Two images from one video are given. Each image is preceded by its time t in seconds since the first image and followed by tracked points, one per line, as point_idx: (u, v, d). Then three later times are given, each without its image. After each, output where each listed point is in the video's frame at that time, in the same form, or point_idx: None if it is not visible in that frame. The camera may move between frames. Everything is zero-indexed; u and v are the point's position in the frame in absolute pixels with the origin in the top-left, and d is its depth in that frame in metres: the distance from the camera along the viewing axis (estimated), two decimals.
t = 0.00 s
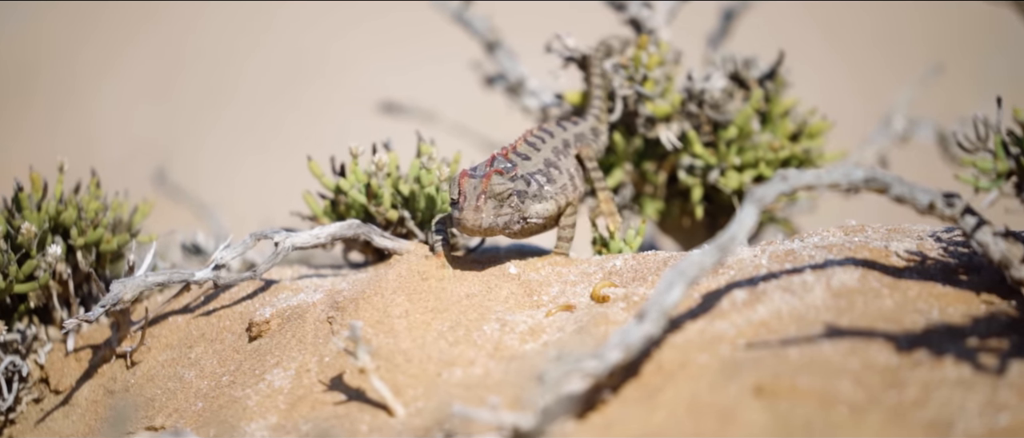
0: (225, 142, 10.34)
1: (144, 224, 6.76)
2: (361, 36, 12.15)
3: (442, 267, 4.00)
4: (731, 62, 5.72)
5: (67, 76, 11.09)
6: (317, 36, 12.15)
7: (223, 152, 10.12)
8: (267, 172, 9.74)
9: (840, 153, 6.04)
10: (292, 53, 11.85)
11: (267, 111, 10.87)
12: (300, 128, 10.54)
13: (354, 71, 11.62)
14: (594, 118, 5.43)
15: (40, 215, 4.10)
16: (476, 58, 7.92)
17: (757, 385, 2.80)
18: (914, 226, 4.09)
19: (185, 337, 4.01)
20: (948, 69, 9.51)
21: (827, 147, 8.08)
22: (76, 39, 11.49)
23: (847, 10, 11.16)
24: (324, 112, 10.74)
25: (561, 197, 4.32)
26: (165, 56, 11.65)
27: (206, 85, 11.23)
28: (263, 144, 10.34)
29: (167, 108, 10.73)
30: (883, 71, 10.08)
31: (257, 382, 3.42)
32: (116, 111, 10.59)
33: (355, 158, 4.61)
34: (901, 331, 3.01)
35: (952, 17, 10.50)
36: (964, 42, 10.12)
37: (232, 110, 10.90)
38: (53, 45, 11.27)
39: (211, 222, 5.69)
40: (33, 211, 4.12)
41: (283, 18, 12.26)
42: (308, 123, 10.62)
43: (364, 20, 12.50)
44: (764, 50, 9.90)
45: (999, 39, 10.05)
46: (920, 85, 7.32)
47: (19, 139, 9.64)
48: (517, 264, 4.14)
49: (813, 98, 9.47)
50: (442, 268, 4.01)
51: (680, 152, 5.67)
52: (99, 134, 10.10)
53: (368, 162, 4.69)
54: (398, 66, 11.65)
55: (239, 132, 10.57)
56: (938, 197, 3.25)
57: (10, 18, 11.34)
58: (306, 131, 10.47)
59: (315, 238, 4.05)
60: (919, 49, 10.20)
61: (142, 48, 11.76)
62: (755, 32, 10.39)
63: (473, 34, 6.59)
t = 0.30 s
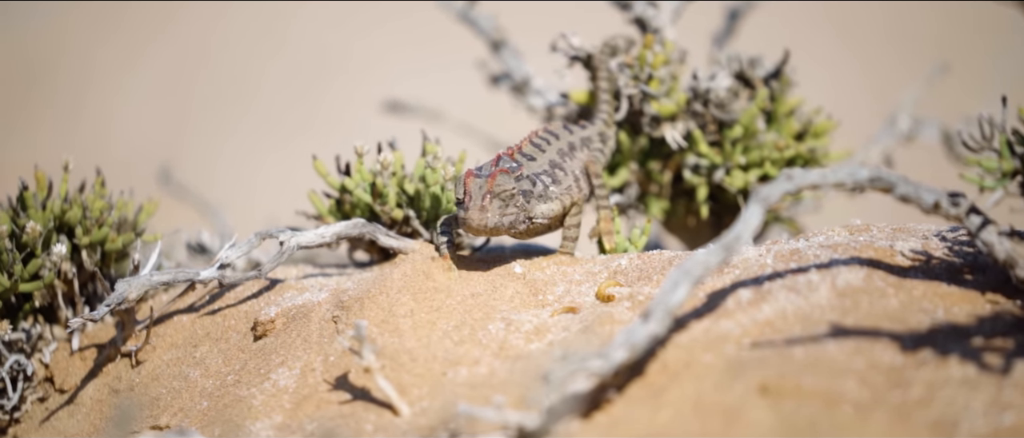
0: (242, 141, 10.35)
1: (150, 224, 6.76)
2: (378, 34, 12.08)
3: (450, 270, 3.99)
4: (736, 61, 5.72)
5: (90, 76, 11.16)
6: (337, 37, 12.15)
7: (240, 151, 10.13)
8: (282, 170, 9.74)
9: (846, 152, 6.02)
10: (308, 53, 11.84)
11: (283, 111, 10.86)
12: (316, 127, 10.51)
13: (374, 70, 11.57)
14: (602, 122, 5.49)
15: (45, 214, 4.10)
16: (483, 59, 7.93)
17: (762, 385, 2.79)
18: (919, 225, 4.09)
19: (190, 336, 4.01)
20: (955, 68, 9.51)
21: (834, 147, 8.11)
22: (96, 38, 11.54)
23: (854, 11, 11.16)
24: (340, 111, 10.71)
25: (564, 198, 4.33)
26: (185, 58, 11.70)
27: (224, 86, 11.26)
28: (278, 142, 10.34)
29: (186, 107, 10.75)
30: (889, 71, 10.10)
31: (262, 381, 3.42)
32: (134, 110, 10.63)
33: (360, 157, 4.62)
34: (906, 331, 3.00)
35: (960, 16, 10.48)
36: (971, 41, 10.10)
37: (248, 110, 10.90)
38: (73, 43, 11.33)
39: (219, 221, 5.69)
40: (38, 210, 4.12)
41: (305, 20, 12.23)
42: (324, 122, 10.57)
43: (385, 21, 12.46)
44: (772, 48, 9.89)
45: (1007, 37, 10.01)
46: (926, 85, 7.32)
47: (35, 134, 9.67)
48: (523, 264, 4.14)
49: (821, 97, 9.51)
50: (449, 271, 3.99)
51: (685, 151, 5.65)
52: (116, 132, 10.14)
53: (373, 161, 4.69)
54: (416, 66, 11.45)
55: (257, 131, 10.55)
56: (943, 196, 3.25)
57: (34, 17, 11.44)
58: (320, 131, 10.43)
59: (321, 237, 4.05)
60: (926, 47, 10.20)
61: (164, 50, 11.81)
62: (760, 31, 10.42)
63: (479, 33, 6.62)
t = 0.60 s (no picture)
0: (240, 141, 10.34)
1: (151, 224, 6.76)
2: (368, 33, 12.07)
3: (451, 271, 3.98)
4: (739, 61, 5.69)
5: (84, 77, 11.14)
6: (330, 36, 12.12)
7: (238, 150, 10.12)
8: (283, 170, 9.75)
9: (847, 152, 6.02)
10: (302, 52, 11.83)
11: (279, 111, 10.86)
12: (315, 127, 10.52)
13: (368, 70, 11.58)
14: (605, 129, 5.47)
15: (47, 214, 4.10)
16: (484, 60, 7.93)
17: (764, 385, 2.79)
18: (922, 225, 4.09)
19: (191, 336, 4.01)
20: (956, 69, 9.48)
21: (836, 148, 8.10)
22: (89, 38, 11.50)
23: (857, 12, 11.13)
24: (336, 112, 10.71)
25: (563, 200, 4.33)
26: (178, 58, 11.68)
27: (218, 86, 11.25)
28: (277, 142, 10.35)
29: (182, 107, 10.74)
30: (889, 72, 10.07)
31: (263, 381, 3.42)
32: (130, 110, 10.61)
33: (361, 157, 4.61)
34: (908, 331, 3.00)
35: (962, 15, 10.43)
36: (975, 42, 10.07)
37: (243, 109, 10.88)
38: (67, 44, 11.31)
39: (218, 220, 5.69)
40: (40, 210, 4.12)
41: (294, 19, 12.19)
42: (321, 123, 10.59)
43: (375, 19, 12.45)
44: (773, 48, 9.88)
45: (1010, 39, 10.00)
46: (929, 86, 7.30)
47: (33, 136, 9.66)
48: (525, 263, 4.14)
49: (822, 98, 9.50)
50: (450, 272, 3.98)
51: (687, 151, 5.65)
52: (113, 132, 10.12)
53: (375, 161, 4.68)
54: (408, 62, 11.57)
55: (255, 131, 10.55)
56: (946, 196, 3.26)
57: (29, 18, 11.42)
58: (318, 131, 10.45)
59: (323, 237, 4.05)
60: (928, 48, 10.18)
61: (159, 49, 11.79)
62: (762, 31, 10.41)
63: (481, 33, 6.59)
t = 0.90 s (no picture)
0: (243, 141, 10.32)
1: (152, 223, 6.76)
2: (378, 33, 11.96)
3: (452, 275, 3.92)
4: (739, 60, 5.67)
5: (92, 76, 11.14)
6: (338, 36, 12.08)
7: (240, 150, 10.11)
8: (283, 170, 9.73)
9: (849, 152, 6.00)
10: (308, 53, 11.80)
11: (284, 111, 10.84)
12: (318, 127, 10.48)
13: (375, 71, 11.52)
14: (597, 134, 5.51)
15: (45, 213, 4.08)
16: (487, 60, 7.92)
17: (764, 385, 2.78)
18: (922, 224, 4.08)
19: (190, 336, 4.00)
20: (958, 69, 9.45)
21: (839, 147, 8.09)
22: (97, 37, 11.50)
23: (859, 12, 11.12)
24: (340, 112, 10.67)
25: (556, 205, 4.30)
26: (186, 57, 11.65)
27: (223, 86, 11.23)
28: (279, 143, 10.34)
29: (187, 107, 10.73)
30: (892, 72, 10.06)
31: (263, 380, 3.42)
32: (135, 109, 10.62)
33: (361, 156, 4.62)
34: (908, 331, 2.99)
35: (965, 15, 10.40)
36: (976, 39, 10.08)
37: (249, 110, 10.86)
38: (74, 43, 11.31)
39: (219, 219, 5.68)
40: (39, 209, 4.11)
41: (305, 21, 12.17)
42: (324, 123, 10.55)
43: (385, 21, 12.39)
44: (776, 48, 9.87)
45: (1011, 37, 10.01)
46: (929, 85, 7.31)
47: (36, 134, 9.67)
48: (524, 264, 4.13)
49: (824, 98, 9.51)
50: (450, 276, 3.92)
51: (687, 151, 5.64)
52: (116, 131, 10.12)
53: (375, 161, 4.68)
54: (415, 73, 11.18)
55: (259, 132, 10.54)
56: (946, 196, 3.28)
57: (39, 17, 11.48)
58: (320, 131, 10.42)
59: (322, 236, 4.04)
60: (930, 47, 10.15)
61: (165, 48, 11.74)
62: (764, 29, 10.40)
63: (481, 32, 6.58)
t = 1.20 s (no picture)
0: (236, 143, 10.27)
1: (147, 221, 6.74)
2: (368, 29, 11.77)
3: (451, 275, 3.90)
4: (739, 59, 5.65)
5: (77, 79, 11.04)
6: (332, 32, 11.92)
7: (233, 152, 10.08)
8: (277, 172, 9.71)
9: (848, 151, 5.97)
10: (299, 51, 11.64)
11: (276, 114, 10.77)
12: (311, 129, 10.42)
13: (368, 70, 11.40)
14: (592, 137, 5.51)
15: (43, 211, 4.08)
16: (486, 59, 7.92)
17: (764, 385, 2.77)
18: (923, 223, 4.07)
19: (188, 335, 4.00)
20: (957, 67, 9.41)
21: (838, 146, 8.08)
22: (82, 36, 11.31)
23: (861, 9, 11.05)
24: (332, 113, 10.59)
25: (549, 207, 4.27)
26: (174, 55, 11.50)
27: (214, 86, 11.11)
28: (273, 144, 10.30)
29: (178, 109, 10.64)
30: (888, 73, 10.08)
31: (261, 380, 3.41)
32: (120, 110, 10.53)
33: (360, 154, 4.64)
34: (908, 330, 2.99)
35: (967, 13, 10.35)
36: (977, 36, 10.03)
37: (239, 110, 10.81)
38: (61, 43, 11.15)
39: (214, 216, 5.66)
40: (36, 207, 4.10)
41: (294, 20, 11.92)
42: (315, 125, 10.48)
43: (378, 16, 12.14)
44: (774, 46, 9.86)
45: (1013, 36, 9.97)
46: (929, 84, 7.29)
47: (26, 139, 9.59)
48: (523, 262, 4.13)
49: (823, 97, 9.50)
50: (449, 276, 3.90)
51: (687, 149, 5.62)
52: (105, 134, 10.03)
53: (373, 159, 4.68)
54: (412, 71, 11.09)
55: (249, 135, 10.48)
56: (946, 195, 3.27)
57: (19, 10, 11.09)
58: (311, 132, 10.35)
59: (320, 235, 4.04)
60: (931, 44, 10.12)
61: (154, 47, 11.57)
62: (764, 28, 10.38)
63: (479, 30, 6.53)
